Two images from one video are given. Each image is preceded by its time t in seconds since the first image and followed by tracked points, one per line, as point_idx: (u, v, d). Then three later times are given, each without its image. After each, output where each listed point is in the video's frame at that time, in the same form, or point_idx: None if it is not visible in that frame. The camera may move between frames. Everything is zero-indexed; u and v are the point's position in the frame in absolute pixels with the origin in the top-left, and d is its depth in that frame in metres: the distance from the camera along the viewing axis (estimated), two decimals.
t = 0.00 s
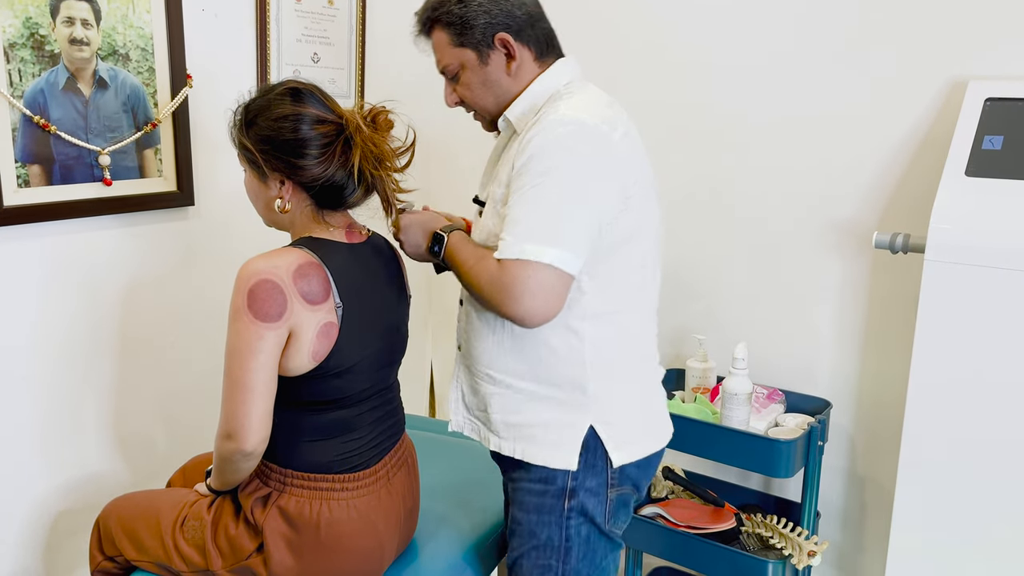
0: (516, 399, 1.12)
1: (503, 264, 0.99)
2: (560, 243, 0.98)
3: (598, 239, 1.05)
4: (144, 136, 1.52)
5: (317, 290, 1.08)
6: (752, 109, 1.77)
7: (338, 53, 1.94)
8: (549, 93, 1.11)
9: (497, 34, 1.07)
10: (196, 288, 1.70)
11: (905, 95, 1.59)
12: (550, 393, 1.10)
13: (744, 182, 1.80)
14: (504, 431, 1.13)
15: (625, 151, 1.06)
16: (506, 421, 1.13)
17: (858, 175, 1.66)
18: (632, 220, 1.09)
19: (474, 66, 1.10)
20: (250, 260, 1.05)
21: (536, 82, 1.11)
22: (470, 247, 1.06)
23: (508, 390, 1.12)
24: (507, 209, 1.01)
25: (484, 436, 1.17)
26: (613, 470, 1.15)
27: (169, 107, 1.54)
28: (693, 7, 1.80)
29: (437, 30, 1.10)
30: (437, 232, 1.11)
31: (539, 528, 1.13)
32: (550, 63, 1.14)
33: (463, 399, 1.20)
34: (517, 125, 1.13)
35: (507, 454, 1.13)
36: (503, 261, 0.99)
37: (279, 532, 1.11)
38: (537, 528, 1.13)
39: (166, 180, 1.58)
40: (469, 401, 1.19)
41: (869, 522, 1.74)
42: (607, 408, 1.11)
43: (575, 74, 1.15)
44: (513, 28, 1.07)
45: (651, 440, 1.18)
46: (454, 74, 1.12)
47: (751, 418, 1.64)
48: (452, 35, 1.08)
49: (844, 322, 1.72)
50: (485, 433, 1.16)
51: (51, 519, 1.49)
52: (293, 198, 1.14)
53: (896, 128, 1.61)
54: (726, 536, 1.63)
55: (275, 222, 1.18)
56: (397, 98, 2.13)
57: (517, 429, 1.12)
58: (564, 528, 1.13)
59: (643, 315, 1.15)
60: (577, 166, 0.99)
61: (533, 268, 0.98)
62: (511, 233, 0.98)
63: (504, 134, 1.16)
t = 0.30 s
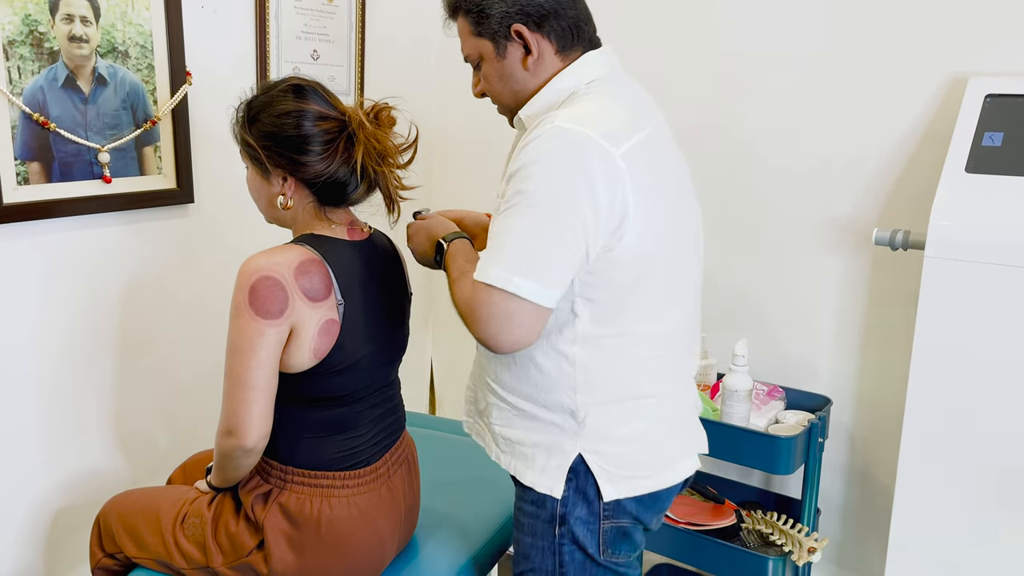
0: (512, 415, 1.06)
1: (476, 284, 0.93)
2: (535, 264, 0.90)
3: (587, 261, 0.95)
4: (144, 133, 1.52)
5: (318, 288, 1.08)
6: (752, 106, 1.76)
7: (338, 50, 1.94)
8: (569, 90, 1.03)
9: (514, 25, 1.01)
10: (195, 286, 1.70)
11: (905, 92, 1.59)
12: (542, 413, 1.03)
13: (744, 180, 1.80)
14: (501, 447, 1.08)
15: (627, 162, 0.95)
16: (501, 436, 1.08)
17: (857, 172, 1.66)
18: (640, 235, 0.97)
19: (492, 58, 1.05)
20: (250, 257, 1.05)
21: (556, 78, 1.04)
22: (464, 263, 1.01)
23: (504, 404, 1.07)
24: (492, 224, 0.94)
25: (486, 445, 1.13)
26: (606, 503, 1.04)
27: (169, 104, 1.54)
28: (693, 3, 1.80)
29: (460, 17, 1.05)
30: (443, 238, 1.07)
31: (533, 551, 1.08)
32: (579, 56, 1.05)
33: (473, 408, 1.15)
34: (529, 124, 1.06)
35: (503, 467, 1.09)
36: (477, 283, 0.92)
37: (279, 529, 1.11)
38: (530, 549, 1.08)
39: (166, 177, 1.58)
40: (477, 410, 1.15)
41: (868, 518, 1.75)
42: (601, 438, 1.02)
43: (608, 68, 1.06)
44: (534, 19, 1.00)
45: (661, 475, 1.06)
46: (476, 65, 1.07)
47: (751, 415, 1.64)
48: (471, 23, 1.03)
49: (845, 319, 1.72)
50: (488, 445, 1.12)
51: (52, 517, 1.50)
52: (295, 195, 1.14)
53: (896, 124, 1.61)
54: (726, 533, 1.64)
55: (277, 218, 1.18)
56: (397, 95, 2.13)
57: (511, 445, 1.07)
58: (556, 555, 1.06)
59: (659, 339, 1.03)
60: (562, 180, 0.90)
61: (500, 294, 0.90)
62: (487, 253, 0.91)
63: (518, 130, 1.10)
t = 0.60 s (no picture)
0: (513, 426, 1.07)
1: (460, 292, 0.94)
2: (518, 276, 0.90)
3: (577, 269, 0.93)
4: (144, 131, 1.51)
5: (318, 285, 1.08)
6: (753, 104, 1.76)
7: (338, 48, 1.94)
8: (569, 88, 1.02)
9: (514, 17, 1.00)
10: (196, 284, 1.70)
11: (906, 90, 1.59)
12: (537, 426, 1.04)
13: (744, 178, 1.80)
14: (502, 458, 1.09)
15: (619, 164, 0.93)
16: (503, 447, 1.09)
17: (858, 170, 1.66)
18: (632, 242, 0.95)
19: (492, 50, 1.05)
20: (251, 255, 1.05)
21: (557, 74, 1.03)
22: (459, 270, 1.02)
23: (505, 415, 1.08)
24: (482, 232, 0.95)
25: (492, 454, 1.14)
26: (601, 521, 1.03)
27: (169, 103, 1.54)
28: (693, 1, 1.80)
29: (465, 9, 1.06)
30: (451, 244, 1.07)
31: (529, 561, 1.09)
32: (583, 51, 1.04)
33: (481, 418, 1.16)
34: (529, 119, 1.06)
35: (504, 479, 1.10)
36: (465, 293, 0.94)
37: (280, 526, 1.11)
38: (528, 559, 1.09)
39: (166, 176, 1.58)
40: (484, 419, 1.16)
41: (869, 516, 1.75)
42: (596, 453, 1.00)
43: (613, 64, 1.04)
44: (535, 12, 1.00)
45: (665, 493, 1.03)
46: (479, 57, 1.08)
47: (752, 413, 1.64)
48: (474, 14, 1.03)
49: (845, 317, 1.72)
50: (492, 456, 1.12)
51: (52, 515, 1.50)
52: (295, 192, 1.14)
53: (896, 122, 1.61)
54: (727, 530, 1.65)
55: (277, 216, 1.18)
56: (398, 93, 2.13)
57: (511, 457, 1.08)
58: (551, 568, 1.07)
59: (661, 348, 1.00)
60: (548, 186, 0.90)
61: (480, 302, 0.92)
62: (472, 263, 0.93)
63: (517, 127, 1.10)
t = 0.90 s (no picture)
0: (504, 423, 1.08)
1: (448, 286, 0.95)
2: (504, 270, 0.90)
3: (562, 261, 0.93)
4: (144, 129, 1.51)
5: (318, 283, 1.08)
6: (753, 102, 1.76)
7: (338, 46, 1.94)
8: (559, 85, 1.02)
9: (505, 15, 1.01)
10: (196, 282, 1.70)
11: (907, 87, 1.59)
12: (528, 422, 1.04)
13: (744, 176, 1.80)
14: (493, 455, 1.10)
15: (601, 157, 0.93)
16: (493, 444, 1.10)
17: (858, 168, 1.66)
18: (616, 235, 0.95)
19: (483, 47, 1.05)
20: (250, 253, 1.05)
21: (546, 71, 1.03)
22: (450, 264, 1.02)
23: (496, 412, 1.09)
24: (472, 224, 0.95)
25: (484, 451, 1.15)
26: (589, 517, 1.03)
27: (169, 101, 1.54)
28: None
29: (460, 8, 1.07)
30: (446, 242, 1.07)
31: (516, 556, 1.08)
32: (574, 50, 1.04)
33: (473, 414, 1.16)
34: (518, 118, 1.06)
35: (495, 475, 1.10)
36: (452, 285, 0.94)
37: (280, 524, 1.11)
38: (514, 557, 1.09)
39: (166, 174, 1.57)
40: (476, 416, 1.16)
41: (868, 513, 1.75)
42: (584, 450, 1.00)
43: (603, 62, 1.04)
44: (525, 10, 1.00)
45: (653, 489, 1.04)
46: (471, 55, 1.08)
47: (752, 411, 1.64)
48: (467, 11, 1.04)
49: (845, 315, 1.72)
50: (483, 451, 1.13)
51: (53, 513, 1.50)
52: (294, 190, 1.14)
53: (896, 120, 1.61)
54: (727, 528, 1.66)
55: (277, 214, 1.18)
56: (398, 91, 2.13)
57: (502, 454, 1.08)
58: (538, 565, 1.06)
59: (647, 342, 1.00)
60: (533, 180, 0.90)
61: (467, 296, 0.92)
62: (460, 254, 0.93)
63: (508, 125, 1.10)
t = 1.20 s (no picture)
0: (506, 408, 1.08)
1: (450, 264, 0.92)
2: (516, 250, 0.89)
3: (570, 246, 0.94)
4: (144, 128, 1.51)
5: (319, 281, 1.08)
6: (754, 100, 1.76)
7: (338, 44, 1.94)
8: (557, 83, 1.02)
9: (502, 14, 1.01)
10: (196, 281, 1.70)
11: (907, 85, 1.59)
12: (532, 408, 1.04)
13: (745, 174, 1.80)
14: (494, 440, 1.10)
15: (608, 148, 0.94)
16: (495, 429, 1.09)
17: (858, 166, 1.66)
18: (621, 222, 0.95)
19: (480, 46, 1.05)
20: (251, 251, 1.05)
21: (543, 69, 1.03)
22: (461, 233, 0.99)
23: (497, 399, 1.08)
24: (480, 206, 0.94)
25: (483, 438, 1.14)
26: (593, 496, 1.04)
27: (169, 99, 1.53)
28: None
29: (454, 9, 1.07)
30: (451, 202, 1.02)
31: (520, 540, 1.08)
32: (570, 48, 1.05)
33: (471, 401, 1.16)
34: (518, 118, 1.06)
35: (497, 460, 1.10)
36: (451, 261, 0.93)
37: (282, 523, 1.11)
38: (517, 538, 1.08)
39: (166, 172, 1.57)
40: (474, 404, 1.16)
41: (869, 511, 1.75)
42: (589, 432, 1.01)
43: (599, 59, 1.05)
44: (522, 9, 1.01)
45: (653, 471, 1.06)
46: (466, 55, 1.08)
47: (753, 409, 1.64)
48: (463, 11, 1.04)
49: (845, 313, 1.72)
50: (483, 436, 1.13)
51: (53, 511, 1.50)
52: (295, 188, 1.14)
53: (897, 117, 1.60)
54: (728, 526, 1.66)
55: (278, 212, 1.18)
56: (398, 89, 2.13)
57: (504, 439, 1.08)
58: (542, 544, 1.06)
59: (650, 329, 1.02)
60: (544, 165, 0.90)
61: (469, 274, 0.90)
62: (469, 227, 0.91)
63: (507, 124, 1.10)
